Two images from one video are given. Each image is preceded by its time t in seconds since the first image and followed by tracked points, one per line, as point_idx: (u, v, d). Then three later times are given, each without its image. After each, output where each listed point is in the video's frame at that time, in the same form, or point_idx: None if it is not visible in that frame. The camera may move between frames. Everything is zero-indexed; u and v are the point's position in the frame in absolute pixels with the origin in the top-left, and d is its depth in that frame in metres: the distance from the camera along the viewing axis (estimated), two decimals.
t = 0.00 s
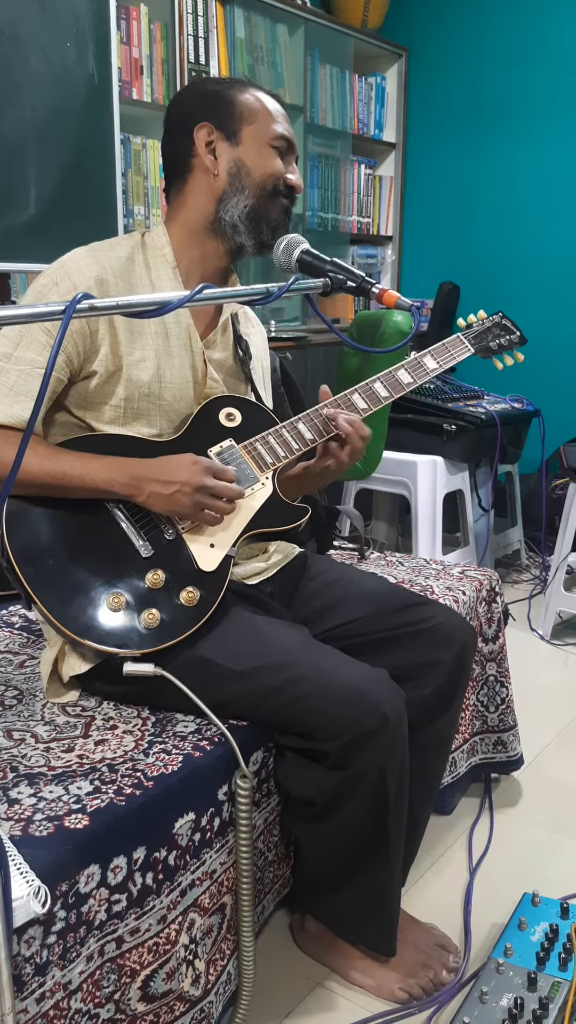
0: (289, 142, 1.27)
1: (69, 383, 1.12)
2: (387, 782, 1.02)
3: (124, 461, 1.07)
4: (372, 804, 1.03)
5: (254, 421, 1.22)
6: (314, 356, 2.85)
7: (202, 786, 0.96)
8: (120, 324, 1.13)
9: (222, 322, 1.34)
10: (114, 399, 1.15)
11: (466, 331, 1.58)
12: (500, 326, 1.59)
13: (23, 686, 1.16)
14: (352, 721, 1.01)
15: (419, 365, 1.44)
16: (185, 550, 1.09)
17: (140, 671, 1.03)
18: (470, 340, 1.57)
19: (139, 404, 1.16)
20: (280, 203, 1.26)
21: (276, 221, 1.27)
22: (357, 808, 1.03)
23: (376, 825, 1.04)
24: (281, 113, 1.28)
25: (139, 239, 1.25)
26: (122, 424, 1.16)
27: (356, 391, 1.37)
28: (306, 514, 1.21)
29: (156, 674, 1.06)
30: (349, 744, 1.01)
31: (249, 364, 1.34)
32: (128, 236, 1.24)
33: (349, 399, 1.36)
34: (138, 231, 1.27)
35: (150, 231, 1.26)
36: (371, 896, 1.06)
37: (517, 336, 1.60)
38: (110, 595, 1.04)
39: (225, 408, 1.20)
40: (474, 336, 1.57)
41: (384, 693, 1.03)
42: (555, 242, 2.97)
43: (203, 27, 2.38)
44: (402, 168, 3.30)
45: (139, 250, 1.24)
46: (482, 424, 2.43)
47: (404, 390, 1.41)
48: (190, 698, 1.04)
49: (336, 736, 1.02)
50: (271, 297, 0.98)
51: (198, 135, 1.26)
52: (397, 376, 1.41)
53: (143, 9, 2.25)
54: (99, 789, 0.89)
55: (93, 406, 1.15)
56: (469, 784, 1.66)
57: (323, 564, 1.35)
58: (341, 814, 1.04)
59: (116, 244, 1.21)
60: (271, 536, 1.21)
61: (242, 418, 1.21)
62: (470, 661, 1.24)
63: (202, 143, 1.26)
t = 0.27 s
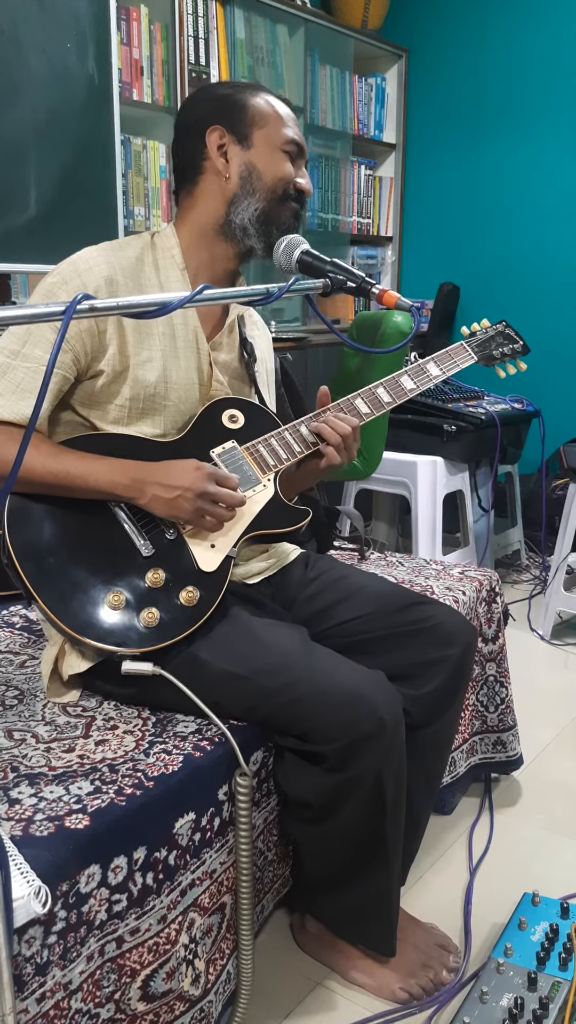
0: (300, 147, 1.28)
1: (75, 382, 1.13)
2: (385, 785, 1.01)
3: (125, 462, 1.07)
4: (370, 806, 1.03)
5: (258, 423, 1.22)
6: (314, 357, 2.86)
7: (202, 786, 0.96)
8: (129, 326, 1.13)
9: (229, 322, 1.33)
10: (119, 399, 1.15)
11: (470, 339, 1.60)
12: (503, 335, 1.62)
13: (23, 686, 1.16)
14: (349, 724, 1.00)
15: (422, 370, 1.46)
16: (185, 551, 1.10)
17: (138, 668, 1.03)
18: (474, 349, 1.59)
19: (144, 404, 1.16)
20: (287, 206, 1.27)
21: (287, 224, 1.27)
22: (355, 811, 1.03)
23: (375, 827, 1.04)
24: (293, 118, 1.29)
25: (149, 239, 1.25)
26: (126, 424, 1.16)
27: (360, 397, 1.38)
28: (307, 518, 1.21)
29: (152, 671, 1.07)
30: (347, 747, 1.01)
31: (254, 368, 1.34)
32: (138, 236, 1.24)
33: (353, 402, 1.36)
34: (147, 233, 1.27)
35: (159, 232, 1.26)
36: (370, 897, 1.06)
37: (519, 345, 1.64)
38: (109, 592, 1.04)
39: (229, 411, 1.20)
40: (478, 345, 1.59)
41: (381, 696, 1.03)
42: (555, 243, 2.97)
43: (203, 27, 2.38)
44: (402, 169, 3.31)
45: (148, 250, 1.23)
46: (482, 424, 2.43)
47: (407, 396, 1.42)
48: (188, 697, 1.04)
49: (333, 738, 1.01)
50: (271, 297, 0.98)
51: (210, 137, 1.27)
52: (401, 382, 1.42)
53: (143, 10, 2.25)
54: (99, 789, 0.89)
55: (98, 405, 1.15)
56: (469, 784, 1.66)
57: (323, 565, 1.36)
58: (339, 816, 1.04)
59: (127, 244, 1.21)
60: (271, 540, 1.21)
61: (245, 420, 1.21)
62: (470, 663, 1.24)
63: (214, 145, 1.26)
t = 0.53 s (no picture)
0: (309, 147, 1.28)
1: (81, 378, 1.12)
2: (383, 787, 1.01)
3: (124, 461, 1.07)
4: (369, 808, 1.02)
5: (263, 422, 1.22)
6: (314, 356, 2.85)
7: (202, 787, 0.96)
8: (136, 326, 1.13)
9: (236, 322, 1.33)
10: (124, 397, 1.14)
11: (483, 341, 1.59)
12: (517, 337, 1.61)
13: (23, 686, 1.16)
14: (348, 726, 1.00)
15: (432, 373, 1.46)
16: (187, 551, 1.09)
17: (137, 667, 1.03)
18: (487, 351, 1.58)
19: (149, 402, 1.16)
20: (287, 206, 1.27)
21: (294, 224, 1.27)
22: (354, 812, 1.02)
23: (374, 829, 1.03)
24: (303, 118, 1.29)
25: (157, 239, 1.25)
26: (131, 422, 1.16)
27: (367, 398, 1.37)
28: (312, 518, 1.20)
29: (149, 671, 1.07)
30: (345, 749, 1.00)
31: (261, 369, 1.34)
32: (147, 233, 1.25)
33: (360, 404, 1.36)
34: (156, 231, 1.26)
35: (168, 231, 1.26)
36: (370, 898, 1.06)
37: (533, 348, 1.63)
38: (109, 591, 1.04)
39: (233, 411, 1.20)
40: (491, 346, 1.58)
41: (380, 696, 1.03)
42: (555, 242, 2.96)
43: (202, 26, 2.38)
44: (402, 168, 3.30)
45: (157, 249, 1.23)
46: (483, 424, 2.43)
47: (416, 397, 1.42)
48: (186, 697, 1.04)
49: (332, 739, 1.01)
50: (271, 297, 0.98)
51: (218, 137, 1.26)
52: (410, 383, 1.41)
53: (143, 8, 2.25)
54: (99, 790, 0.89)
55: (103, 403, 1.15)
56: (470, 784, 1.66)
57: (323, 564, 1.35)
58: (338, 817, 1.04)
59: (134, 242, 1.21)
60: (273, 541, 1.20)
61: (250, 420, 1.21)
62: (472, 664, 1.24)
63: (222, 145, 1.26)
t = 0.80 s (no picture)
0: (319, 151, 1.28)
1: (88, 376, 1.12)
2: (383, 788, 1.01)
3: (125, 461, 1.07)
4: (368, 809, 1.02)
5: (268, 423, 1.23)
6: (314, 356, 2.85)
7: (202, 787, 0.95)
8: (145, 327, 1.13)
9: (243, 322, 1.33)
10: (130, 396, 1.14)
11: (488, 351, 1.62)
12: (522, 350, 1.64)
13: (23, 686, 1.16)
14: (347, 727, 1.00)
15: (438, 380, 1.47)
16: (190, 551, 1.09)
17: (136, 665, 1.03)
18: (491, 359, 1.61)
19: (155, 402, 1.16)
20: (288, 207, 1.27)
21: (302, 228, 1.28)
22: (354, 813, 1.02)
23: (373, 830, 1.03)
24: (313, 121, 1.28)
25: (167, 239, 1.25)
26: (137, 421, 1.16)
27: (372, 401, 1.37)
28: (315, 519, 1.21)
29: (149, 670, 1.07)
30: (345, 749, 1.00)
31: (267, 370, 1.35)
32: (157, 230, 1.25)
33: (365, 410, 1.36)
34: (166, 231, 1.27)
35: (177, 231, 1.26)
36: (370, 899, 1.06)
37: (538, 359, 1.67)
38: (111, 589, 1.04)
39: (239, 411, 1.20)
40: (495, 356, 1.62)
41: (379, 696, 1.03)
42: (555, 242, 2.96)
43: (202, 27, 2.39)
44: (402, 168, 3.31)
45: (166, 249, 1.24)
46: (483, 424, 2.43)
47: (421, 403, 1.42)
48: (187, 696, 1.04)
49: (332, 740, 1.01)
50: (271, 297, 0.98)
51: (228, 139, 1.27)
52: (415, 389, 1.42)
53: (143, 8, 2.24)
54: (99, 790, 0.89)
55: (109, 402, 1.15)
56: (470, 784, 1.66)
57: (323, 565, 1.35)
58: (337, 818, 1.03)
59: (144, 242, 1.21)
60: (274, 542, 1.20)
61: (256, 420, 1.21)
62: (472, 665, 1.24)
63: (232, 148, 1.26)
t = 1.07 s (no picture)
0: (325, 153, 1.28)
1: (91, 375, 1.12)
2: (382, 787, 1.01)
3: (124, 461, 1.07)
4: (368, 808, 1.02)
5: (270, 424, 1.23)
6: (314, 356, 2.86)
7: (201, 787, 0.95)
8: (148, 325, 1.13)
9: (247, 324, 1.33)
10: (133, 395, 1.14)
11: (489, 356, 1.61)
12: (523, 355, 1.64)
13: (23, 686, 1.16)
14: (347, 727, 1.00)
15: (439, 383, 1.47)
16: (191, 551, 1.10)
17: (136, 665, 1.04)
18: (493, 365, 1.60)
19: (157, 401, 1.16)
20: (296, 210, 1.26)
21: (307, 231, 1.28)
22: (353, 812, 1.02)
23: (373, 829, 1.03)
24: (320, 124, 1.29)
25: (171, 239, 1.26)
26: (139, 420, 1.16)
27: (373, 405, 1.37)
28: (316, 521, 1.21)
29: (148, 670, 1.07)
30: (345, 749, 1.00)
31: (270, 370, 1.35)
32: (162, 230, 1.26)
33: (367, 413, 1.36)
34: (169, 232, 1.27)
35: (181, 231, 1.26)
36: (370, 899, 1.06)
37: (540, 364, 1.66)
38: (112, 588, 1.04)
39: (242, 411, 1.21)
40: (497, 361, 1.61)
41: (379, 696, 1.03)
42: (555, 242, 2.96)
43: (201, 27, 2.39)
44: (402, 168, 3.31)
45: (170, 249, 1.24)
46: (483, 424, 2.43)
47: (423, 405, 1.42)
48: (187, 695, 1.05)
49: (332, 740, 1.01)
50: (271, 297, 0.98)
51: (236, 140, 1.26)
52: (417, 392, 1.42)
53: (142, 8, 2.24)
54: (99, 790, 0.89)
55: (112, 400, 1.15)
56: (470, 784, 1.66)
57: (323, 564, 1.35)
58: (336, 818, 1.03)
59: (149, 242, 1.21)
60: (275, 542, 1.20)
61: (258, 421, 1.22)
62: (473, 664, 1.24)
63: (240, 149, 1.26)
